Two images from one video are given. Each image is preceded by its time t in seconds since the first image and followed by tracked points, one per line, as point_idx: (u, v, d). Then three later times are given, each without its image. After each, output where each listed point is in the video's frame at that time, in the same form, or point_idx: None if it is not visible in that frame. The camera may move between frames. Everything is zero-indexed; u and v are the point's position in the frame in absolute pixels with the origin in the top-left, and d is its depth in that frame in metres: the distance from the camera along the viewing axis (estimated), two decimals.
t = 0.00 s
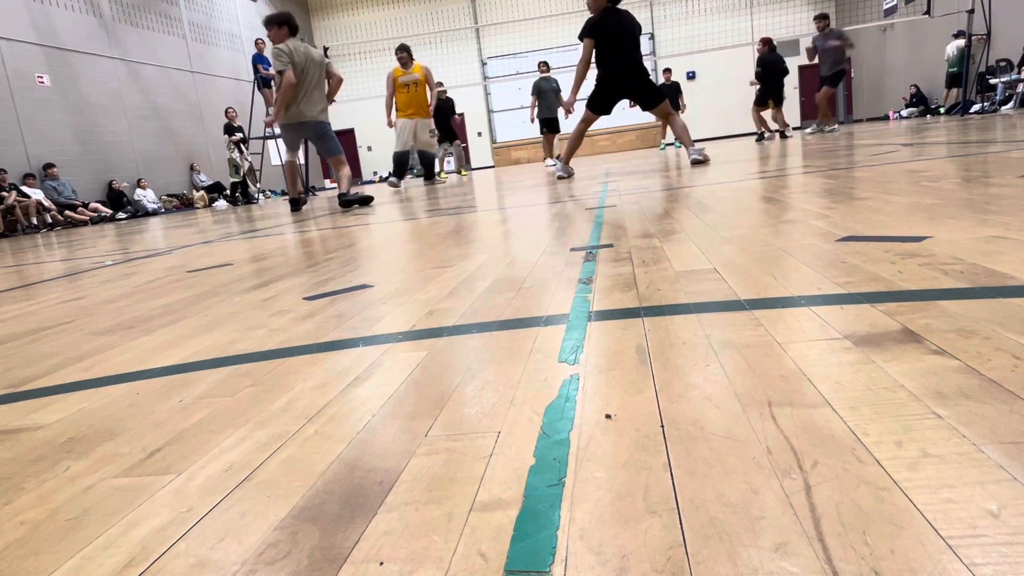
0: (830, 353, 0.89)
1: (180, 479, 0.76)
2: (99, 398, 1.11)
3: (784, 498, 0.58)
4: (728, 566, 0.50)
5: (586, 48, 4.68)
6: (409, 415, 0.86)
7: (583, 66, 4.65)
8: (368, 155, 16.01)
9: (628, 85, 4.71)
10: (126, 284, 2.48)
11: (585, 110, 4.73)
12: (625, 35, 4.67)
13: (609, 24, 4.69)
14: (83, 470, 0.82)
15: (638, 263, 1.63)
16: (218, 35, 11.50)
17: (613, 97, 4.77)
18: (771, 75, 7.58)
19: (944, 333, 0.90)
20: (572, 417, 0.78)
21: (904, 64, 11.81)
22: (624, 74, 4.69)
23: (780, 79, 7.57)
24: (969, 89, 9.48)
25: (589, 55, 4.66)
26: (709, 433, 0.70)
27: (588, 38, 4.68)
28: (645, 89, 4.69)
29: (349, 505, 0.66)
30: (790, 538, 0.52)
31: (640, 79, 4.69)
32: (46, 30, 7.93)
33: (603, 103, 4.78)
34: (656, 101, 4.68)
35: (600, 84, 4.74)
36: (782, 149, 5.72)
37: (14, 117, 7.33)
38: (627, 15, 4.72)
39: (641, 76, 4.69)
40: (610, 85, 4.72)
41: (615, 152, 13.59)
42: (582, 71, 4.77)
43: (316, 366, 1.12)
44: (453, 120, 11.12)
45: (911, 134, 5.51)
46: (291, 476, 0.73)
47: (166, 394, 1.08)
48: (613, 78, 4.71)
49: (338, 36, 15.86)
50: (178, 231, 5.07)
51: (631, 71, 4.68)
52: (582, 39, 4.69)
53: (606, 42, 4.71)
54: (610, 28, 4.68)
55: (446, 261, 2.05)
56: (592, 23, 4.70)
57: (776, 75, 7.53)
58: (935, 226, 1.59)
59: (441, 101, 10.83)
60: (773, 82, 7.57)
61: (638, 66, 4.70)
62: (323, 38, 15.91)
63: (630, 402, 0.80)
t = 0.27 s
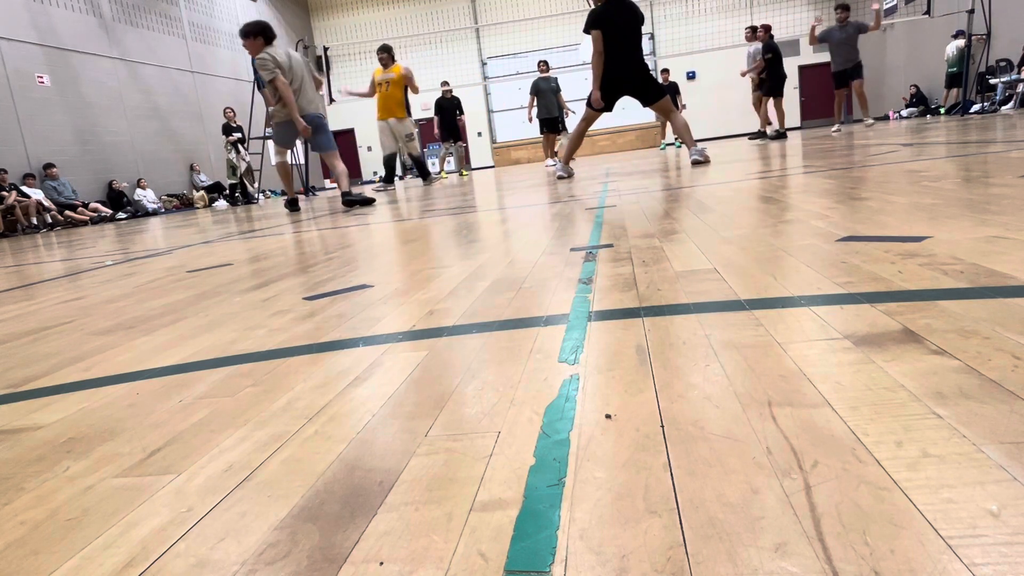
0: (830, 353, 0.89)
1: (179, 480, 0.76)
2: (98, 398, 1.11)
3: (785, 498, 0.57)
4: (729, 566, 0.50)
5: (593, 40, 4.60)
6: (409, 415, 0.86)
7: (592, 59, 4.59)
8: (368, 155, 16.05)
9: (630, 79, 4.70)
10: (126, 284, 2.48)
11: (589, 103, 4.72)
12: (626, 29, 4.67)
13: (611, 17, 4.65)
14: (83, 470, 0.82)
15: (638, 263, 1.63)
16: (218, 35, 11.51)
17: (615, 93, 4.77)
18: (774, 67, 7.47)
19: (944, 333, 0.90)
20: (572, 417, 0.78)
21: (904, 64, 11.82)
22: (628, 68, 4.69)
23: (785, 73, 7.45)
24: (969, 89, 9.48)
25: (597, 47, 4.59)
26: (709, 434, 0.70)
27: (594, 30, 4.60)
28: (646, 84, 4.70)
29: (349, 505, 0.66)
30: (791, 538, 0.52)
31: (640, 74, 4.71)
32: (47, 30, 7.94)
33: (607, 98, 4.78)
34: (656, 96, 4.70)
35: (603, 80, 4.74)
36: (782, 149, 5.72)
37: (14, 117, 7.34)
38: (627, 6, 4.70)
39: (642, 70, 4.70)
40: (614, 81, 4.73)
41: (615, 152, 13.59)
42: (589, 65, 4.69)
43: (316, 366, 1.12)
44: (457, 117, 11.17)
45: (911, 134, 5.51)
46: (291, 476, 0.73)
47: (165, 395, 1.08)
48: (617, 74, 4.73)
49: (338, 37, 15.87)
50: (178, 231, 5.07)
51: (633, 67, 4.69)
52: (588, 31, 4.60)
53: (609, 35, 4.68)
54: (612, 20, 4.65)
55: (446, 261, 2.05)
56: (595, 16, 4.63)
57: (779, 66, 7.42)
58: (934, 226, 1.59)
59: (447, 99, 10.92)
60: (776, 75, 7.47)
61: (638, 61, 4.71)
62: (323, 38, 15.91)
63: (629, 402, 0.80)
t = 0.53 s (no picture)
0: (829, 352, 0.89)
1: (179, 480, 0.76)
2: (99, 398, 1.11)
3: (784, 498, 0.57)
4: (729, 566, 0.50)
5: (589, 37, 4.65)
6: (409, 415, 0.86)
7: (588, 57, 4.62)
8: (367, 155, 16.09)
9: (630, 77, 4.69)
10: (127, 284, 2.48)
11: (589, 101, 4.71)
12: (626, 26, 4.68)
13: (610, 15, 4.70)
14: (83, 469, 0.82)
15: (638, 264, 1.63)
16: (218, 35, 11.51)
17: (615, 91, 4.74)
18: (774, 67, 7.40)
19: (944, 333, 0.90)
20: (572, 417, 0.78)
21: (904, 65, 11.82)
22: (627, 66, 4.68)
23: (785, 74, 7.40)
24: (969, 89, 9.48)
25: (593, 45, 4.64)
26: (708, 434, 0.70)
27: (592, 27, 4.66)
28: (646, 82, 4.69)
29: (350, 505, 0.66)
30: (790, 538, 0.52)
31: (641, 72, 4.69)
32: (47, 30, 7.94)
33: (605, 96, 4.75)
34: (655, 95, 4.68)
35: (602, 78, 4.72)
36: (782, 149, 5.72)
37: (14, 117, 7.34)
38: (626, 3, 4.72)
39: (641, 68, 4.69)
40: (614, 79, 4.70)
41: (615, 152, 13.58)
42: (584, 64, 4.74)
43: (317, 366, 1.12)
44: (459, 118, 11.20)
45: (911, 134, 5.51)
46: (291, 476, 0.73)
47: (166, 394, 1.08)
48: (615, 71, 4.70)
49: (338, 37, 15.87)
50: (178, 231, 5.07)
51: (634, 66, 4.68)
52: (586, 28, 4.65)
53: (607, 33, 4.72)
54: (609, 18, 4.69)
55: (447, 261, 2.05)
56: (594, 13, 4.68)
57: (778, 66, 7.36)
58: (934, 226, 1.59)
59: (449, 99, 10.98)
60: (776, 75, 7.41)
61: (639, 59, 4.69)
62: (323, 38, 15.92)
63: (629, 402, 0.80)
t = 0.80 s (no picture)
0: (830, 352, 0.89)
1: (179, 480, 0.76)
2: (99, 398, 1.11)
3: (784, 497, 0.57)
4: (729, 566, 0.50)
5: (588, 36, 4.68)
6: (409, 415, 0.86)
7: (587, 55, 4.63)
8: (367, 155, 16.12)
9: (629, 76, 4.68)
10: (127, 284, 2.48)
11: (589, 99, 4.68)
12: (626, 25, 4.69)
13: (610, 14, 4.71)
14: (83, 469, 0.82)
15: (637, 263, 1.63)
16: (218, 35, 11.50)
17: (615, 90, 4.71)
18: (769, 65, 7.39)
19: (944, 333, 0.90)
20: (572, 417, 0.78)
21: (903, 65, 11.83)
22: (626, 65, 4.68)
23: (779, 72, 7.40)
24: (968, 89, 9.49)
25: (592, 44, 4.65)
26: (709, 434, 0.70)
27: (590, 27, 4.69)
28: (646, 82, 4.69)
29: (349, 505, 0.66)
30: (790, 538, 0.52)
31: (641, 72, 4.70)
32: (46, 30, 7.94)
33: (604, 94, 4.72)
34: (654, 95, 4.68)
35: (602, 77, 4.70)
36: (782, 149, 5.72)
37: (14, 118, 7.34)
38: (627, 2, 4.74)
39: (640, 68, 4.69)
40: (614, 77, 4.68)
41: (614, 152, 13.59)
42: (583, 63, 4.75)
43: (317, 366, 1.12)
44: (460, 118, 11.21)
45: (911, 134, 5.51)
46: (291, 476, 0.73)
47: (166, 394, 1.08)
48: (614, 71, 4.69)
49: (338, 37, 15.88)
50: (178, 231, 5.07)
51: (633, 65, 4.67)
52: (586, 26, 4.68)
53: (606, 33, 4.75)
54: (608, 19, 4.72)
55: (447, 261, 2.05)
56: (594, 12, 4.71)
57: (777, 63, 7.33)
58: (934, 226, 1.59)
59: (449, 100, 10.97)
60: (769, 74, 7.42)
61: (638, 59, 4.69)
62: (323, 37, 15.91)
63: (629, 402, 0.80)
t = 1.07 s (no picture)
0: (830, 352, 0.89)
1: (179, 480, 0.76)
2: (99, 398, 1.11)
3: (784, 498, 0.58)
4: (729, 566, 0.50)
5: (587, 36, 4.69)
6: (409, 416, 0.86)
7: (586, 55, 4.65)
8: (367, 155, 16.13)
9: (630, 76, 4.69)
10: (126, 284, 2.48)
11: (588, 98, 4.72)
12: (627, 24, 4.67)
13: (611, 13, 4.70)
14: (83, 469, 0.82)
15: (638, 263, 1.63)
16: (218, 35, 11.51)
17: (615, 90, 4.73)
18: (767, 63, 7.39)
19: (943, 333, 0.90)
20: (572, 417, 0.78)
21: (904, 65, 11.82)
22: (626, 64, 4.68)
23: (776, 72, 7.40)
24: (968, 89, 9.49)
25: (591, 44, 4.67)
26: (709, 433, 0.70)
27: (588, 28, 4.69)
28: (646, 82, 4.69)
29: (349, 505, 0.66)
30: (791, 538, 0.52)
31: (641, 72, 4.69)
32: (46, 30, 7.93)
33: (604, 94, 4.74)
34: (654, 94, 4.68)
35: (603, 77, 4.72)
36: (782, 149, 5.72)
37: (14, 118, 7.34)
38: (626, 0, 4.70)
39: (641, 68, 4.69)
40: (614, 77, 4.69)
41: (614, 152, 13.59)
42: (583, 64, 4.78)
43: (316, 366, 1.12)
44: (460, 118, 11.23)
45: (911, 134, 5.51)
46: (290, 476, 0.73)
47: (166, 394, 1.08)
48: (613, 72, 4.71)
49: (338, 37, 15.88)
50: (178, 231, 5.07)
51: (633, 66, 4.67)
52: (585, 27, 4.70)
53: (606, 32, 4.73)
54: (606, 18, 4.70)
55: (447, 261, 2.05)
56: (594, 12, 4.70)
57: (775, 62, 7.33)
58: (935, 226, 1.59)
59: (449, 100, 10.97)
60: (768, 72, 7.39)
61: (638, 58, 4.69)
62: (323, 38, 15.92)
63: (629, 402, 0.80)
